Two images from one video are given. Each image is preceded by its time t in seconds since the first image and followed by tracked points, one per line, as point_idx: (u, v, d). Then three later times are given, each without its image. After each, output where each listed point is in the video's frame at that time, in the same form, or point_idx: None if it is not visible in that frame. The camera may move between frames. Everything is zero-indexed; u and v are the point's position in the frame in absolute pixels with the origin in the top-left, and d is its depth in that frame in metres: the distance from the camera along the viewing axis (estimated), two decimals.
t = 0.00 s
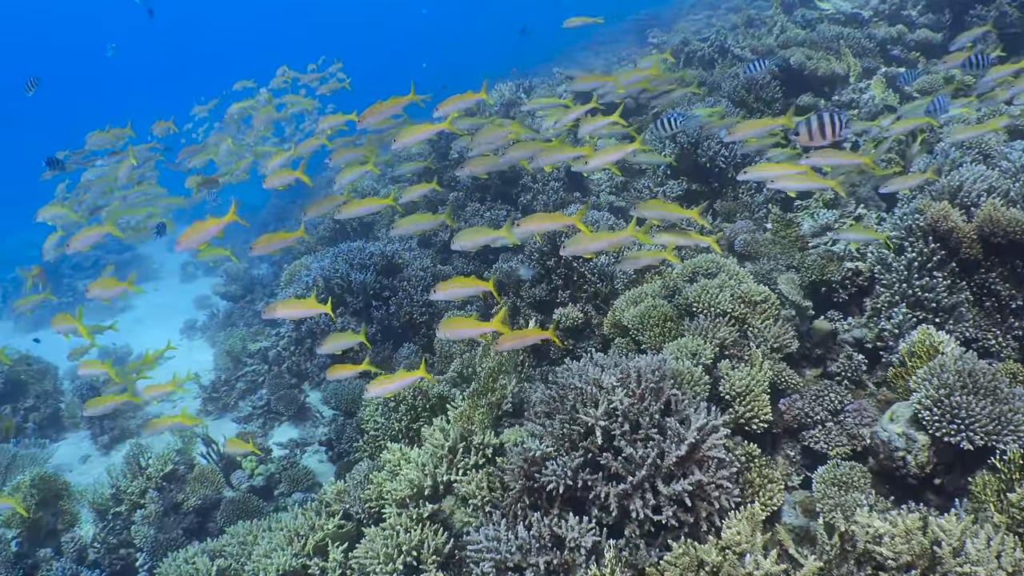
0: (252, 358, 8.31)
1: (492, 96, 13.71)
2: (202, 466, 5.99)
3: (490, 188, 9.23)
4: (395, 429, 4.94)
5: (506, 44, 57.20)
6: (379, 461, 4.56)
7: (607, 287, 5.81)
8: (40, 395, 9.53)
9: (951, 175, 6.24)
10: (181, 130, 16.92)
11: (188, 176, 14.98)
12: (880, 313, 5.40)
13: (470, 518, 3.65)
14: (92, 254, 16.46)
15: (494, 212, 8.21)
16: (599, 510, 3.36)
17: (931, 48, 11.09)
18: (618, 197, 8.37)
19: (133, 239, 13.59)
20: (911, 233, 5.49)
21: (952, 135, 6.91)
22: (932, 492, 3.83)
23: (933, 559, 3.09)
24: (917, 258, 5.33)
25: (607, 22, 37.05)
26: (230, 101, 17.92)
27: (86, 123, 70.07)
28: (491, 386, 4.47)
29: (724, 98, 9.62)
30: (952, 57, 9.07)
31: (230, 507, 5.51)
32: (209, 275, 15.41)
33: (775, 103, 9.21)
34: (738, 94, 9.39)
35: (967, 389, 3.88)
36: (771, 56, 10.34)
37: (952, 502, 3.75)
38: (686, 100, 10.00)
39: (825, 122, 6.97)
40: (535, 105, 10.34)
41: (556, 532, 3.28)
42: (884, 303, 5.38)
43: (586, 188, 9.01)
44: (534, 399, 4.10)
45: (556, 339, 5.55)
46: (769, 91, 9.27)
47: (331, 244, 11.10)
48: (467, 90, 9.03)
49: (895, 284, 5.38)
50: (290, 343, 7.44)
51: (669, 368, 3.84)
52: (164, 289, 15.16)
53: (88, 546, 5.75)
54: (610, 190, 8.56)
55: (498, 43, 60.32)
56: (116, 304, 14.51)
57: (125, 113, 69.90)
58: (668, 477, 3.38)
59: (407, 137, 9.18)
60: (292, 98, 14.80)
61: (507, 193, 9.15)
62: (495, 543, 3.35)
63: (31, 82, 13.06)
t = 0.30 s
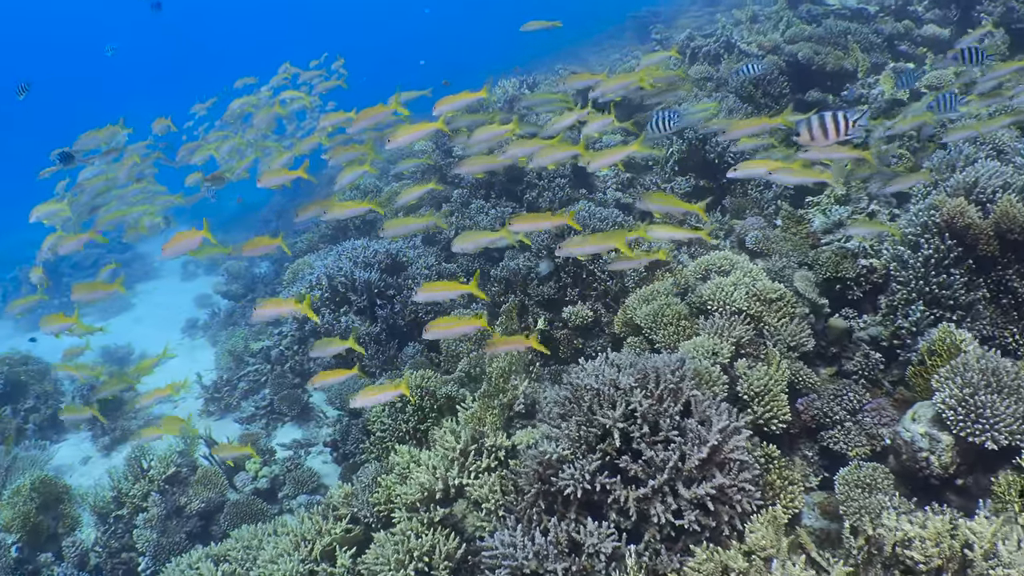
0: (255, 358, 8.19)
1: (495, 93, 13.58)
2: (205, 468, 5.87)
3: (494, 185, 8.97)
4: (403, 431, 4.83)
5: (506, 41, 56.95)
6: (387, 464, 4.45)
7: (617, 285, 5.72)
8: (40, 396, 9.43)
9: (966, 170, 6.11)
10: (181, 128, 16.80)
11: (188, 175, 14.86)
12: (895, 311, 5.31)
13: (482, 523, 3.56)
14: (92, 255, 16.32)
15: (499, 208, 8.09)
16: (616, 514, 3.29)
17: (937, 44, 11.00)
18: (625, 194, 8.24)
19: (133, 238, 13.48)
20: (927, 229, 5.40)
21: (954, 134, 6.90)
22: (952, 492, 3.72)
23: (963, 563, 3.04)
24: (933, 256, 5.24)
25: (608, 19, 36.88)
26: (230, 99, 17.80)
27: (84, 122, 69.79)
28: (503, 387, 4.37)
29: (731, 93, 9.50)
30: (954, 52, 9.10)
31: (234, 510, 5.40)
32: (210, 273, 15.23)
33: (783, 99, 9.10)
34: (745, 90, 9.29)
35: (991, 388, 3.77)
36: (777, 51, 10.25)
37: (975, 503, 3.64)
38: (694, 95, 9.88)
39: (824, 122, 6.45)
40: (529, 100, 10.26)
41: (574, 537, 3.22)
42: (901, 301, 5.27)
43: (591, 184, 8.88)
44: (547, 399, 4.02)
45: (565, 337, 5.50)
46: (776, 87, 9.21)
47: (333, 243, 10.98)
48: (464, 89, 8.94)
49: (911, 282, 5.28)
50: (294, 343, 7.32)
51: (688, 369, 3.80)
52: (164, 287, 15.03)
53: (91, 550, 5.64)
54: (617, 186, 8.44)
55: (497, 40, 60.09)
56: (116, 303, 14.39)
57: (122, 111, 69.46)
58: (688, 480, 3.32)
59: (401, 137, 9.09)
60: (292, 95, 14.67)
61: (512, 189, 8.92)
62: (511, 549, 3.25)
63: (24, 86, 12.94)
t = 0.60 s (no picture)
0: (257, 358, 8.08)
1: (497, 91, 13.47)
2: (208, 470, 5.76)
3: (499, 182, 8.82)
4: (410, 432, 4.72)
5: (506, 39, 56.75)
6: (396, 467, 4.34)
7: (628, 283, 5.61)
8: (40, 397, 9.33)
9: (982, 166, 5.99)
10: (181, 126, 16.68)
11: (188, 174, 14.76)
12: (911, 308, 5.21)
13: (496, 527, 3.47)
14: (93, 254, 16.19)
15: (505, 206, 7.98)
16: (636, 519, 3.24)
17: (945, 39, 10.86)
18: (632, 190, 8.11)
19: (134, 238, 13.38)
20: (943, 225, 5.28)
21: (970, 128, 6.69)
22: (976, 493, 3.62)
23: (995, 566, 2.98)
24: (950, 252, 5.13)
25: (609, 16, 36.72)
26: (230, 98, 17.72)
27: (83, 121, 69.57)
28: (515, 386, 4.28)
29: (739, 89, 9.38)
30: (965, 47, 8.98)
31: (238, 513, 5.29)
32: (212, 271, 15.12)
33: (791, 95, 8.98)
34: (753, 86, 9.17)
35: (1016, 386, 3.66)
36: (784, 47, 10.14)
37: (999, 503, 3.53)
38: (701, 91, 9.77)
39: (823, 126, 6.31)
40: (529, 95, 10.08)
41: (593, 543, 3.16)
42: (918, 298, 5.15)
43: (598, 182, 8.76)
44: (563, 400, 4.02)
45: (574, 336, 5.41)
46: (784, 82, 9.09)
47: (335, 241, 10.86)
48: (460, 89, 8.93)
49: (928, 279, 5.17)
50: (297, 342, 7.21)
51: (708, 369, 3.76)
52: (165, 286, 14.91)
53: (92, 555, 5.53)
54: (623, 183, 8.33)
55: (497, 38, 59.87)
56: (117, 303, 14.28)
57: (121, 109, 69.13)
58: (711, 483, 3.29)
59: (396, 137, 9.07)
60: (292, 93, 14.54)
61: (517, 187, 8.79)
62: (528, 556, 3.18)
63: (16, 89, 12.75)
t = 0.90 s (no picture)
0: (261, 357, 7.98)
1: (501, 88, 13.37)
2: (211, 471, 5.63)
3: (505, 179, 8.68)
4: (418, 433, 4.61)
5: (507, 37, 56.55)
6: (405, 469, 4.24)
7: (640, 281, 5.46)
8: (41, 397, 9.23)
9: (1000, 161, 5.83)
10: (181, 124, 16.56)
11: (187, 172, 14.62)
12: (929, 305, 5.13)
13: (512, 532, 3.38)
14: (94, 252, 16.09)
15: (511, 203, 7.86)
16: (657, 524, 3.20)
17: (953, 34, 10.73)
18: (641, 186, 7.97)
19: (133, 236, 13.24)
20: (962, 221, 5.14)
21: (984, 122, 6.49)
22: (1001, 493, 3.48)
23: None
24: (968, 248, 5.00)
25: (610, 12, 36.53)
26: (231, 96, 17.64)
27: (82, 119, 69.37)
28: (528, 387, 4.17)
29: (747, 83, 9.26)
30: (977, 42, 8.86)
31: (243, 516, 5.18)
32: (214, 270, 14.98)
33: (800, 90, 8.86)
34: (762, 81, 9.05)
35: None
36: (793, 42, 10.02)
37: None
38: (708, 87, 9.66)
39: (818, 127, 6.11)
40: (531, 92, 9.92)
41: (615, 548, 3.11)
42: (937, 295, 5.04)
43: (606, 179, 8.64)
44: (578, 401, 3.96)
45: (585, 335, 5.31)
46: (793, 78, 8.98)
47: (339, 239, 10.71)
48: (458, 88, 8.88)
49: (947, 275, 5.05)
50: (300, 341, 7.08)
51: (730, 371, 3.71)
52: (165, 285, 14.79)
53: (93, 559, 5.42)
54: (631, 179, 8.20)
55: (498, 35, 59.69)
56: (119, 301, 14.20)
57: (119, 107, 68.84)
58: (735, 487, 3.26)
59: (390, 137, 8.97)
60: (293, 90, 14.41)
61: (523, 184, 8.65)
62: (547, 562, 3.09)
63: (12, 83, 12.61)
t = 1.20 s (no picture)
0: (265, 357, 7.86)
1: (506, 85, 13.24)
2: (215, 474, 5.52)
3: (512, 176, 8.55)
4: (429, 435, 4.50)
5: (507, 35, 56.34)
6: (416, 472, 4.14)
7: (653, 279, 5.34)
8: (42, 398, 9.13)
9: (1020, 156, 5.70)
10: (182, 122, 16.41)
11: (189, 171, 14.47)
12: (948, 302, 4.99)
13: (531, 538, 3.29)
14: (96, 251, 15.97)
15: (519, 201, 7.74)
16: (681, 530, 3.11)
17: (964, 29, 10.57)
18: (650, 182, 7.85)
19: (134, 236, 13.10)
20: (980, 218, 5.03)
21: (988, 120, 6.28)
22: None
23: None
24: (988, 245, 4.90)
25: (612, 10, 36.32)
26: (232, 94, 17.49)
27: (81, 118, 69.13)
28: (544, 389, 4.05)
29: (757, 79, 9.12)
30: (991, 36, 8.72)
31: (250, 520, 5.07)
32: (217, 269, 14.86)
33: (811, 85, 8.73)
34: (772, 76, 8.93)
35: None
36: (802, 37, 9.89)
37: None
38: (717, 82, 9.52)
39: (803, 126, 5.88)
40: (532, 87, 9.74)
41: (638, 556, 3.00)
42: (956, 292, 4.93)
43: (614, 176, 8.52)
44: (596, 404, 3.88)
45: (598, 334, 5.20)
46: (804, 73, 8.85)
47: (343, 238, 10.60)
48: (458, 84, 8.70)
49: (966, 273, 4.93)
50: (305, 340, 6.97)
51: (753, 372, 3.62)
52: (166, 284, 14.69)
53: (96, 564, 5.32)
54: (641, 175, 8.08)
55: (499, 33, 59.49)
56: (122, 301, 14.09)
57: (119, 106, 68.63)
58: (761, 491, 3.17)
59: (388, 138, 8.71)
60: (295, 87, 14.27)
61: (530, 180, 8.52)
62: (569, 570, 3.00)
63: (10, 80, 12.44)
